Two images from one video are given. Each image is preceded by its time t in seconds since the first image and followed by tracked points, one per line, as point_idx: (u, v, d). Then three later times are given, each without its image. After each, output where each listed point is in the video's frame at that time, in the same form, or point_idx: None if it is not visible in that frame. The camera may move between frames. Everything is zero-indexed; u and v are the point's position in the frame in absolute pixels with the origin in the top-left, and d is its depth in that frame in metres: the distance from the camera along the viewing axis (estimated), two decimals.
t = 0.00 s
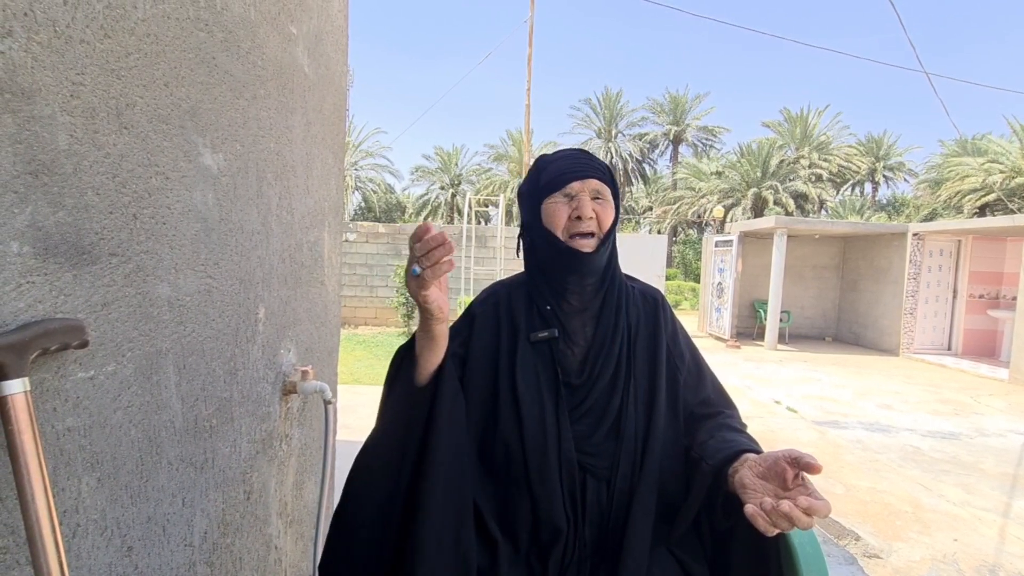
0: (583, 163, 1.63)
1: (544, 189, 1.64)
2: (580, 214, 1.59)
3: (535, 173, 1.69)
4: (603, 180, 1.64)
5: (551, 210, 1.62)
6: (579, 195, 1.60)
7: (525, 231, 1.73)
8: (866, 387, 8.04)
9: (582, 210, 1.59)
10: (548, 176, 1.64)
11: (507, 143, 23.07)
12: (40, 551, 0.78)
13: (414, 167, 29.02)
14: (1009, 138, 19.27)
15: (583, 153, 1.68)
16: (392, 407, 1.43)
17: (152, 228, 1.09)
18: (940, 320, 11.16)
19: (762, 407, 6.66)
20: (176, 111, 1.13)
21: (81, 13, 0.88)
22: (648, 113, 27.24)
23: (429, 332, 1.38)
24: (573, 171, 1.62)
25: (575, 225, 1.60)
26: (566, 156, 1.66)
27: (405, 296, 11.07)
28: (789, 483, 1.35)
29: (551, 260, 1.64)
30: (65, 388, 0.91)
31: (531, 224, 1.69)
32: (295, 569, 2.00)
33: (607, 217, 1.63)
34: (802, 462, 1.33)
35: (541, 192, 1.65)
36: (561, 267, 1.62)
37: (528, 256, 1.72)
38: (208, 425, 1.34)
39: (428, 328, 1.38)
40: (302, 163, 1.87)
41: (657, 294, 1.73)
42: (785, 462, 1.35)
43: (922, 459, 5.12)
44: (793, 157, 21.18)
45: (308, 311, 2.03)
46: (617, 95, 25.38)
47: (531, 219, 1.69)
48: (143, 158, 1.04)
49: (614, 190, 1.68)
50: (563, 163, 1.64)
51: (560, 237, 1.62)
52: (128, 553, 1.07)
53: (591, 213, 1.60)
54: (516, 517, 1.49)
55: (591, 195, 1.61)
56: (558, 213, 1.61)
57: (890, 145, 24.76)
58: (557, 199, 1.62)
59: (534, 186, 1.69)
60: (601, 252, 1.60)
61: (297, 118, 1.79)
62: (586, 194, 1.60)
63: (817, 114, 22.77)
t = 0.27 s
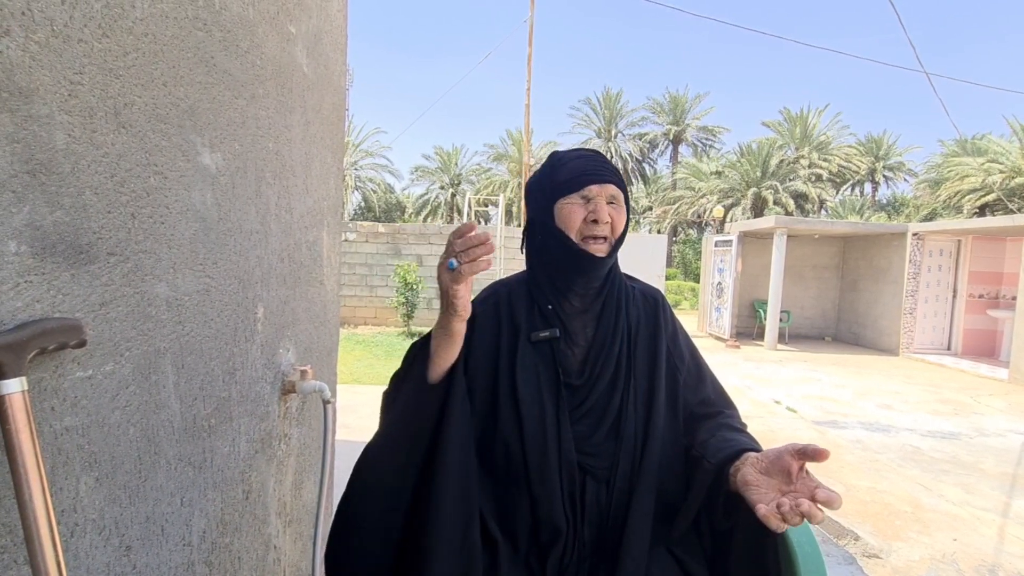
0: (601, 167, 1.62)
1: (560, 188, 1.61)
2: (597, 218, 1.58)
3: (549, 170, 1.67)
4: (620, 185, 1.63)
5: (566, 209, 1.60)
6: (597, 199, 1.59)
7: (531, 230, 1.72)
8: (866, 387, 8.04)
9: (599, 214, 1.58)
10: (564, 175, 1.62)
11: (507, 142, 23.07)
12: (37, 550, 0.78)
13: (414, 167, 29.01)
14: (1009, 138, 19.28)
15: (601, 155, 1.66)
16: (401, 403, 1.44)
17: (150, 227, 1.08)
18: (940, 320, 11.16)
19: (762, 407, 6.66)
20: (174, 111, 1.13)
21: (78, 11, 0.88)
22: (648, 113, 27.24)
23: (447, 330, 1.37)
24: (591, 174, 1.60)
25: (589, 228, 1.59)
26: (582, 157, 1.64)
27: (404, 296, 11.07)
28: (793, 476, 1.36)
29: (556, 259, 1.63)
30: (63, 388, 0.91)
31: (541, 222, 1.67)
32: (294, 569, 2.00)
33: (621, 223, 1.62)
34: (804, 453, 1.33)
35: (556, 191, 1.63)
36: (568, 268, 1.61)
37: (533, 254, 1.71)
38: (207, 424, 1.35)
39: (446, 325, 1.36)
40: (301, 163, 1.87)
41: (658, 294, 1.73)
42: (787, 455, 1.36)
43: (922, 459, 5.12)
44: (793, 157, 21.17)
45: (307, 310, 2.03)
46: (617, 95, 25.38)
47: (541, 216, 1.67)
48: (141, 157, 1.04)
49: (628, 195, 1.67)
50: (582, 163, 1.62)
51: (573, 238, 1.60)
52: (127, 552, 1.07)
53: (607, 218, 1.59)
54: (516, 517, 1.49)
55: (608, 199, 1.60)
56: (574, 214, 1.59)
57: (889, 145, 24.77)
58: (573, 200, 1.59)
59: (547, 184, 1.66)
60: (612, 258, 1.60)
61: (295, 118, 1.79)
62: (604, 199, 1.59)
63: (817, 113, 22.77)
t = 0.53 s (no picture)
0: (600, 166, 1.62)
1: (558, 188, 1.63)
2: (593, 217, 1.58)
3: (548, 171, 1.68)
4: (618, 184, 1.63)
5: (563, 209, 1.61)
6: (594, 198, 1.59)
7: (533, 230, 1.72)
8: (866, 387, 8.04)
9: (596, 213, 1.58)
10: (563, 176, 1.63)
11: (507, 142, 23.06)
12: (37, 551, 0.78)
13: (414, 167, 28.99)
14: (1009, 139, 19.28)
15: (603, 155, 1.66)
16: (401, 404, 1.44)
17: (149, 227, 1.08)
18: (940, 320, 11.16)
19: (761, 407, 6.66)
20: (174, 111, 1.13)
21: (78, 11, 0.88)
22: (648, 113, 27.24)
23: (462, 353, 1.36)
24: (589, 174, 1.60)
25: (585, 227, 1.60)
26: (581, 157, 1.65)
27: (404, 296, 11.07)
28: (788, 475, 1.36)
29: (558, 261, 1.63)
30: (63, 388, 0.91)
31: (540, 222, 1.68)
32: (293, 568, 2.00)
33: (620, 222, 1.62)
34: (800, 451, 1.33)
35: (555, 191, 1.64)
36: (569, 269, 1.61)
37: (536, 254, 1.71)
38: (206, 424, 1.35)
39: (463, 350, 1.36)
40: (301, 163, 1.87)
41: (659, 294, 1.73)
42: (783, 454, 1.36)
43: (922, 459, 5.12)
44: (793, 157, 21.17)
45: (307, 310, 2.03)
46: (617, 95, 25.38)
47: (541, 215, 1.68)
48: (141, 157, 1.04)
49: (628, 195, 1.67)
50: (580, 164, 1.62)
51: (570, 237, 1.61)
52: (126, 552, 1.07)
53: (603, 217, 1.59)
54: (516, 519, 1.49)
55: (605, 198, 1.60)
56: (570, 213, 1.60)
57: (889, 145, 24.77)
58: (570, 199, 1.61)
59: (547, 184, 1.67)
60: (609, 257, 1.60)
61: (295, 118, 1.79)
62: (601, 197, 1.59)
63: (817, 114, 22.78)
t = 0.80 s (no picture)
0: (594, 165, 1.63)
1: (552, 188, 1.64)
2: (584, 216, 1.59)
3: (544, 170, 1.70)
4: (613, 182, 1.63)
5: (556, 208, 1.62)
6: (586, 197, 1.60)
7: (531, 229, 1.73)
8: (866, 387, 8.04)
9: (587, 213, 1.59)
10: (556, 175, 1.64)
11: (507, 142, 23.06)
12: (38, 549, 0.78)
13: (414, 167, 28.99)
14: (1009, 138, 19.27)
15: (598, 153, 1.67)
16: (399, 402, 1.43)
17: (150, 225, 1.08)
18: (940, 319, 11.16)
19: (762, 406, 6.67)
20: (175, 110, 1.13)
21: (78, 10, 0.88)
22: (648, 112, 27.22)
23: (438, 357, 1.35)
24: (582, 173, 1.61)
25: (577, 226, 1.60)
26: (575, 156, 1.66)
27: (404, 296, 11.07)
28: (787, 472, 1.36)
29: (558, 258, 1.63)
30: (64, 385, 0.91)
31: (536, 222, 1.69)
32: (294, 568, 2.00)
33: (614, 221, 1.63)
34: (798, 449, 1.33)
35: (549, 190, 1.65)
36: (569, 267, 1.61)
37: (536, 252, 1.71)
38: (207, 423, 1.35)
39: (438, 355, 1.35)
40: (302, 162, 1.87)
41: (660, 292, 1.73)
42: (781, 451, 1.36)
43: (922, 458, 5.12)
44: (793, 157, 21.16)
45: (308, 310, 2.03)
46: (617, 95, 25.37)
47: (537, 214, 1.70)
48: (141, 155, 1.04)
49: (624, 194, 1.67)
50: (574, 163, 1.64)
51: (562, 236, 1.62)
52: (127, 551, 1.07)
53: (595, 216, 1.60)
54: (516, 517, 1.49)
55: (598, 197, 1.61)
56: (562, 212, 1.62)
57: (890, 145, 24.75)
58: (563, 199, 1.62)
59: (542, 184, 1.69)
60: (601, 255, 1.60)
61: (296, 117, 1.79)
62: (593, 196, 1.60)
63: (817, 113, 22.78)
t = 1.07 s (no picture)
0: (607, 170, 1.61)
1: (562, 192, 1.62)
2: (599, 224, 1.58)
3: (551, 172, 1.67)
4: (623, 188, 1.62)
5: (568, 215, 1.60)
6: (600, 204, 1.58)
7: (534, 230, 1.72)
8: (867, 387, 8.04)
9: (602, 221, 1.58)
10: (566, 179, 1.62)
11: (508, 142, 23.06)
12: (41, 547, 0.78)
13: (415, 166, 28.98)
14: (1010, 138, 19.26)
15: (606, 155, 1.65)
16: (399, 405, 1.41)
17: (152, 223, 1.08)
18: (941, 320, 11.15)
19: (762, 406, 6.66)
20: (177, 108, 1.13)
21: (81, 9, 0.88)
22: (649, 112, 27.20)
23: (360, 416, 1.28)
24: (595, 177, 1.59)
25: (590, 234, 1.59)
26: (582, 158, 1.63)
27: (405, 295, 11.07)
28: (792, 474, 1.35)
29: (560, 260, 1.63)
30: (67, 384, 0.91)
31: (542, 224, 1.68)
32: (295, 566, 2.00)
33: (623, 227, 1.62)
34: (803, 451, 1.33)
35: (559, 194, 1.63)
36: (571, 269, 1.62)
37: (536, 253, 1.71)
38: (209, 422, 1.35)
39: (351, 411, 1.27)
40: (303, 161, 1.87)
41: (661, 292, 1.73)
42: (786, 453, 1.35)
43: (923, 459, 5.12)
44: (793, 157, 21.16)
45: (309, 309, 2.03)
46: (618, 95, 25.36)
47: (544, 216, 1.68)
48: (143, 153, 1.04)
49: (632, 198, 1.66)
50: (583, 166, 1.61)
51: (574, 243, 1.60)
52: (129, 549, 1.07)
53: (609, 225, 1.59)
54: (516, 517, 1.49)
55: (611, 204, 1.60)
56: (575, 219, 1.59)
57: (891, 145, 24.75)
58: (575, 204, 1.60)
59: (549, 187, 1.66)
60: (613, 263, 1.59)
61: (297, 116, 1.79)
62: (607, 203, 1.59)
63: (818, 113, 22.76)
